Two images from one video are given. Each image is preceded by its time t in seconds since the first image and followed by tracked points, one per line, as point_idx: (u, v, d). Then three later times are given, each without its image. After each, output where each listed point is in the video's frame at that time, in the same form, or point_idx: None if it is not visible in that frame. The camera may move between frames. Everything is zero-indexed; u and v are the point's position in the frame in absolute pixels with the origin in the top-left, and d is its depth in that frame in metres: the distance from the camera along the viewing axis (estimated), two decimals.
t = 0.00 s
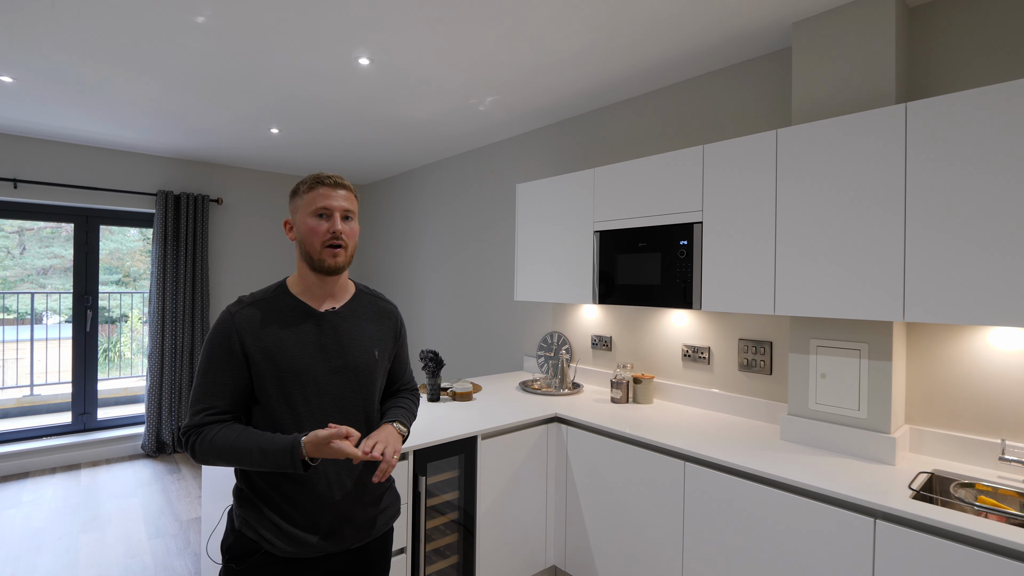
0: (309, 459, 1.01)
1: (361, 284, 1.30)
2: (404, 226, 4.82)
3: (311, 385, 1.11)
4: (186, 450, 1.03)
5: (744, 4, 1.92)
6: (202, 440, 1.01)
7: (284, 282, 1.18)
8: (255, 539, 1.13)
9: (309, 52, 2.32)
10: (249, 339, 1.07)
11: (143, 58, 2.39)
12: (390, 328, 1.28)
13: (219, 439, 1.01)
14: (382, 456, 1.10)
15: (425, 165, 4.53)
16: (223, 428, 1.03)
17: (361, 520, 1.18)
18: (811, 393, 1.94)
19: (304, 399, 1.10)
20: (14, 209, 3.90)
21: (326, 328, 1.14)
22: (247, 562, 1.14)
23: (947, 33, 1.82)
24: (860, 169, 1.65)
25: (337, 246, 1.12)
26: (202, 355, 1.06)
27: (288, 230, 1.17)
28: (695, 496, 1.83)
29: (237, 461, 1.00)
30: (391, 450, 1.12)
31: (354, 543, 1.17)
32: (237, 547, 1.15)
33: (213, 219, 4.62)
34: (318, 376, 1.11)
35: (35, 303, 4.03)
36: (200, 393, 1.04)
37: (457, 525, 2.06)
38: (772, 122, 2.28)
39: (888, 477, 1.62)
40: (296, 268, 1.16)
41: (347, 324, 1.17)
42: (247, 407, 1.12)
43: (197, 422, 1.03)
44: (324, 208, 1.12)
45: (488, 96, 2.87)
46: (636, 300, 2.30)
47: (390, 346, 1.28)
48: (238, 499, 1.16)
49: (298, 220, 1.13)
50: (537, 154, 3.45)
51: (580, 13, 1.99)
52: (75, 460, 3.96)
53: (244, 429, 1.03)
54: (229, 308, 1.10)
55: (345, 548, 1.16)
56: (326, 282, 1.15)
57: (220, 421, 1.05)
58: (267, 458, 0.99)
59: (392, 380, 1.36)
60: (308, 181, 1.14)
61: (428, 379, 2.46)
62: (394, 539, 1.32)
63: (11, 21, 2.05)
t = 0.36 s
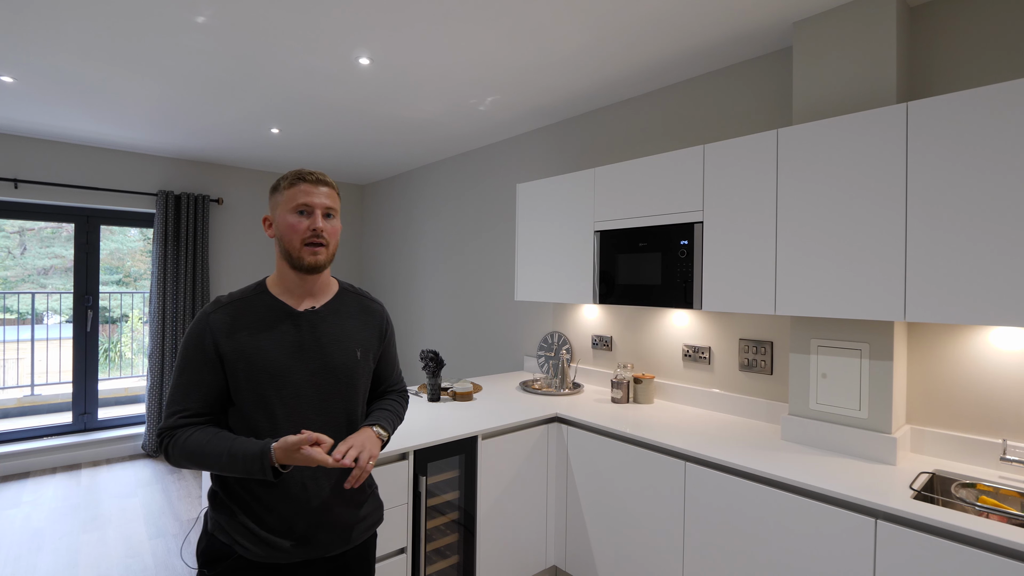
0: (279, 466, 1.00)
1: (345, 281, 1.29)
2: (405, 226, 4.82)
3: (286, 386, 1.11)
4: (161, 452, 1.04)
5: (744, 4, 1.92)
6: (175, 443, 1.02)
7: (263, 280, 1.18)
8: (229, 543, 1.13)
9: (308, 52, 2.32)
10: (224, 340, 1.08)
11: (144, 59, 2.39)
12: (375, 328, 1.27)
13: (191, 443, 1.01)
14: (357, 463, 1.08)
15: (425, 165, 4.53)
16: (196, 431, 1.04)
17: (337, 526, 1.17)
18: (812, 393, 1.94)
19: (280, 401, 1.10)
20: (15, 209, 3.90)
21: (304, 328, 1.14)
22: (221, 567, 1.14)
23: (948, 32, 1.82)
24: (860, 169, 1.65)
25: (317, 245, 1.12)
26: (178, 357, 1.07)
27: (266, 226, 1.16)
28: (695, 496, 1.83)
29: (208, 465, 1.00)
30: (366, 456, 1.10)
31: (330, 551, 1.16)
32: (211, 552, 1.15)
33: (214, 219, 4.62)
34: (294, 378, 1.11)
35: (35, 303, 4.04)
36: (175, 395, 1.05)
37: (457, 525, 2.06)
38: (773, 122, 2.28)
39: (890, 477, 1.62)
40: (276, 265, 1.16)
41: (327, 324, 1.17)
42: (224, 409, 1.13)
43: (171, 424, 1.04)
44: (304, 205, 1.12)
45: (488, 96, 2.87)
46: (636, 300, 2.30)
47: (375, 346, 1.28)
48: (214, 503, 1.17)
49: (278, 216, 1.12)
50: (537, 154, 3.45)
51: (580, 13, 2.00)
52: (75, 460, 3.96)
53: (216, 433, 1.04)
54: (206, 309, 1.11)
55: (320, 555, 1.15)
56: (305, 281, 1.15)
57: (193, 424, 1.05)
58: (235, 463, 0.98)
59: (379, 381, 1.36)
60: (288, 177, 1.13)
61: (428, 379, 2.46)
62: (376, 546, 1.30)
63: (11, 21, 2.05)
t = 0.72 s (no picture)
0: (252, 471, 0.99)
1: (327, 281, 1.29)
2: (405, 226, 4.82)
3: (264, 388, 1.10)
4: (131, 456, 1.03)
5: (743, 4, 1.92)
6: (146, 448, 1.01)
7: (242, 279, 1.17)
8: (204, 550, 1.12)
9: (308, 52, 2.32)
10: (199, 342, 1.07)
11: (144, 59, 2.39)
12: (358, 329, 1.28)
13: (162, 448, 1.00)
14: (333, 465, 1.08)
15: (426, 165, 4.53)
16: (168, 435, 1.03)
17: (316, 532, 1.18)
18: (812, 393, 1.94)
19: (258, 403, 1.10)
20: (15, 209, 3.90)
21: (283, 329, 1.14)
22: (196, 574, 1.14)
23: (948, 32, 1.82)
24: (860, 169, 1.65)
25: (300, 248, 1.13)
26: (151, 359, 1.06)
27: (248, 224, 1.16)
28: (695, 496, 1.82)
29: (179, 470, 0.99)
30: (342, 459, 1.09)
31: (307, 557, 1.16)
32: (186, 559, 1.15)
33: (214, 219, 4.62)
34: (272, 380, 1.11)
35: (36, 303, 4.04)
36: (147, 399, 1.04)
37: (457, 525, 2.06)
38: (773, 122, 2.28)
39: (890, 477, 1.62)
40: (256, 264, 1.15)
41: (307, 324, 1.17)
42: (199, 412, 1.12)
43: (143, 428, 1.02)
44: (288, 206, 1.11)
45: (488, 96, 2.88)
46: (636, 300, 2.30)
47: (358, 348, 1.28)
48: (189, 509, 1.16)
49: (261, 215, 1.12)
50: (537, 154, 3.45)
51: (579, 13, 2.00)
52: (75, 460, 3.96)
53: (189, 437, 1.03)
54: (181, 310, 1.10)
55: (297, 561, 1.15)
56: (285, 282, 1.16)
57: (165, 428, 1.04)
58: (207, 468, 0.98)
59: (364, 384, 1.37)
60: (275, 176, 1.13)
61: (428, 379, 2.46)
62: (356, 551, 1.31)
63: (11, 21, 2.05)
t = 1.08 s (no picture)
0: (263, 475, 1.00)
1: (324, 281, 1.29)
2: (405, 227, 4.82)
3: (268, 388, 1.10)
4: (131, 460, 1.01)
5: (743, 4, 1.92)
6: (149, 451, 0.99)
7: (241, 279, 1.17)
8: (208, 552, 1.12)
9: (308, 51, 2.32)
10: (201, 342, 1.06)
11: (144, 58, 2.39)
12: (356, 329, 1.28)
13: (166, 450, 0.99)
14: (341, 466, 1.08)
15: (426, 165, 4.53)
16: (171, 438, 1.01)
17: (321, 531, 1.18)
18: (813, 393, 1.94)
19: (261, 403, 1.10)
20: (15, 209, 3.90)
21: (285, 328, 1.14)
22: None
23: (949, 32, 1.82)
24: (860, 169, 1.65)
25: (301, 246, 1.13)
26: (150, 361, 1.04)
27: (247, 223, 1.15)
28: (696, 497, 1.82)
29: (184, 473, 0.98)
30: (352, 461, 1.10)
31: (312, 556, 1.16)
32: (189, 562, 1.14)
33: (214, 219, 4.62)
34: (275, 380, 1.11)
35: (36, 303, 4.04)
36: (148, 401, 1.02)
37: (457, 525, 2.05)
38: (773, 121, 2.28)
39: (891, 477, 1.62)
40: (256, 263, 1.15)
41: (309, 324, 1.17)
42: (200, 413, 1.11)
43: (144, 431, 1.00)
44: (289, 205, 1.11)
45: (488, 96, 2.88)
46: (636, 300, 2.30)
47: (356, 348, 1.29)
48: (190, 511, 1.15)
49: (261, 214, 1.11)
50: (537, 154, 3.45)
51: (579, 13, 2.00)
52: (75, 460, 3.96)
53: (193, 439, 1.02)
54: (181, 310, 1.08)
55: (302, 561, 1.15)
56: (286, 281, 1.15)
57: (168, 430, 1.02)
58: (216, 471, 0.97)
59: (359, 385, 1.37)
60: (274, 174, 1.13)
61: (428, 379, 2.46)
62: (357, 550, 1.32)
63: (11, 21, 2.05)
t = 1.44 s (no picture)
0: (302, 470, 1.01)
1: (341, 281, 1.29)
2: (405, 227, 4.83)
3: (296, 385, 1.11)
4: (167, 459, 1.01)
5: (743, 4, 1.92)
6: (186, 449, 0.99)
7: (264, 281, 1.17)
8: (241, 547, 1.12)
9: (308, 51, 2.32)
10: (231, 339, 1.06)
11: (144, 58, 2.39)
12: (373, 325, 1.29)
13: (205, 448, 0.99)
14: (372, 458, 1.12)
15: (425, 165, 4.53)
16: (207, 436, 1.02)
17: (349, 523, 1.19)
18: (813, 394, 1.94)
19: (290, 400, 1.10)
20: (15, 209, 3.91)
21: (310, 326, 1.14)
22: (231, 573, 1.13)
23: (949, 31, 1.81)
24: (860, 169, 1.65)
25: (318, 244, 1.12)
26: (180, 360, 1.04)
27: (268, 227, 1.16)
28: (696, 496, 1.82)
29: (224, 471, 0.99)
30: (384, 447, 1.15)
31: (341, 548, 1.17)
32: (219, 557, 1.14)
33: (214, 220, 4.62)
34: (303, 376, 1.11)
35: (36, 303, 4.04)
36: (182, 399, 1.02)
37: (457, 525, 2.05)
38: (773, 121, 2.28)
39: (891, 477, 1.62)
40: (275, 264, 1.15)
41: (331, 321, 1.18)
42: (228, 411, 1.11)
43: (180, 429, 1.01)
44: (305, 204, 1.11)
45: (489, 96, 2.88)
46: (637, 300, 2.30)
47: (373, 344, 1.29)
48: (220, 506, 1.15)
49: (279, 216, 1.12)
50: (537, 154, 3.45)
51: (579, 13, 2.00)
52: (76, 460, 3.96)
53: (229, 437, 1.02)
54: (208, 309, 1.08)
55: (332, 553, 1.16)
56: (307, 280, 1.15)
57: (203, 427, 1.03)
58: (258, 467, 0.98)
59: (373, 381, 1.37)
60: (289, 178, 1.13)
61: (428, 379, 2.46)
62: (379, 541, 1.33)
63: (10, 21, 2.05)
